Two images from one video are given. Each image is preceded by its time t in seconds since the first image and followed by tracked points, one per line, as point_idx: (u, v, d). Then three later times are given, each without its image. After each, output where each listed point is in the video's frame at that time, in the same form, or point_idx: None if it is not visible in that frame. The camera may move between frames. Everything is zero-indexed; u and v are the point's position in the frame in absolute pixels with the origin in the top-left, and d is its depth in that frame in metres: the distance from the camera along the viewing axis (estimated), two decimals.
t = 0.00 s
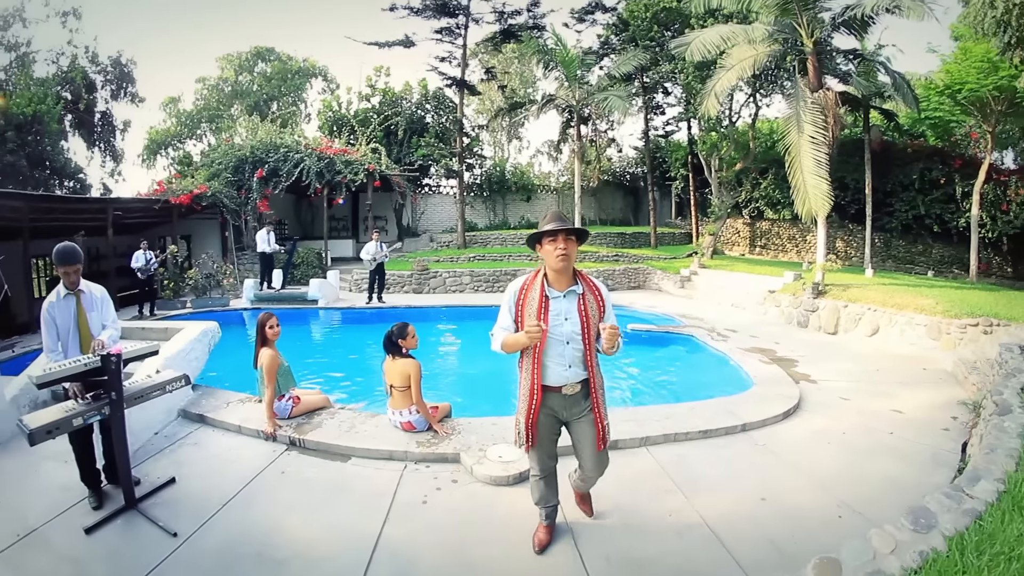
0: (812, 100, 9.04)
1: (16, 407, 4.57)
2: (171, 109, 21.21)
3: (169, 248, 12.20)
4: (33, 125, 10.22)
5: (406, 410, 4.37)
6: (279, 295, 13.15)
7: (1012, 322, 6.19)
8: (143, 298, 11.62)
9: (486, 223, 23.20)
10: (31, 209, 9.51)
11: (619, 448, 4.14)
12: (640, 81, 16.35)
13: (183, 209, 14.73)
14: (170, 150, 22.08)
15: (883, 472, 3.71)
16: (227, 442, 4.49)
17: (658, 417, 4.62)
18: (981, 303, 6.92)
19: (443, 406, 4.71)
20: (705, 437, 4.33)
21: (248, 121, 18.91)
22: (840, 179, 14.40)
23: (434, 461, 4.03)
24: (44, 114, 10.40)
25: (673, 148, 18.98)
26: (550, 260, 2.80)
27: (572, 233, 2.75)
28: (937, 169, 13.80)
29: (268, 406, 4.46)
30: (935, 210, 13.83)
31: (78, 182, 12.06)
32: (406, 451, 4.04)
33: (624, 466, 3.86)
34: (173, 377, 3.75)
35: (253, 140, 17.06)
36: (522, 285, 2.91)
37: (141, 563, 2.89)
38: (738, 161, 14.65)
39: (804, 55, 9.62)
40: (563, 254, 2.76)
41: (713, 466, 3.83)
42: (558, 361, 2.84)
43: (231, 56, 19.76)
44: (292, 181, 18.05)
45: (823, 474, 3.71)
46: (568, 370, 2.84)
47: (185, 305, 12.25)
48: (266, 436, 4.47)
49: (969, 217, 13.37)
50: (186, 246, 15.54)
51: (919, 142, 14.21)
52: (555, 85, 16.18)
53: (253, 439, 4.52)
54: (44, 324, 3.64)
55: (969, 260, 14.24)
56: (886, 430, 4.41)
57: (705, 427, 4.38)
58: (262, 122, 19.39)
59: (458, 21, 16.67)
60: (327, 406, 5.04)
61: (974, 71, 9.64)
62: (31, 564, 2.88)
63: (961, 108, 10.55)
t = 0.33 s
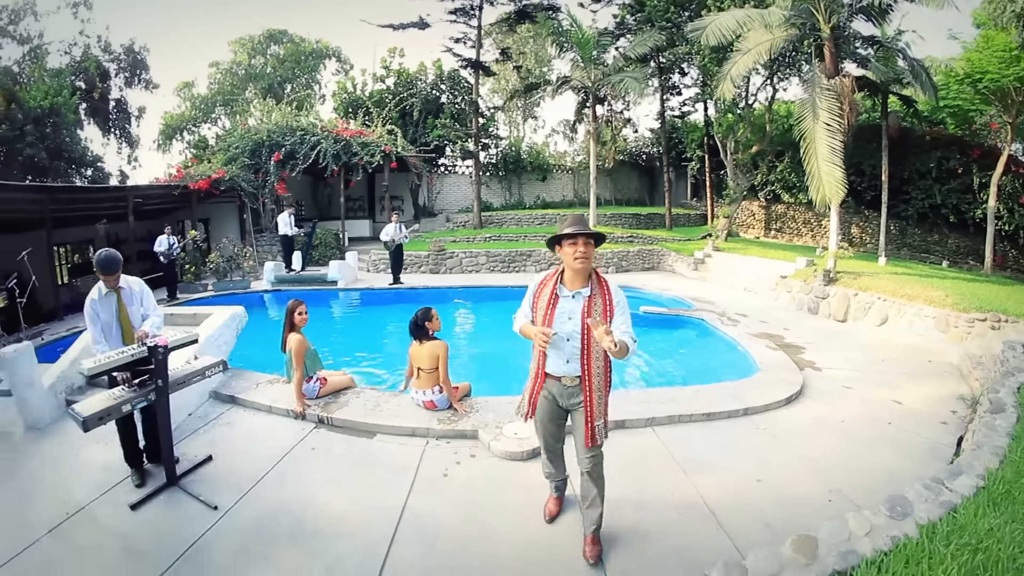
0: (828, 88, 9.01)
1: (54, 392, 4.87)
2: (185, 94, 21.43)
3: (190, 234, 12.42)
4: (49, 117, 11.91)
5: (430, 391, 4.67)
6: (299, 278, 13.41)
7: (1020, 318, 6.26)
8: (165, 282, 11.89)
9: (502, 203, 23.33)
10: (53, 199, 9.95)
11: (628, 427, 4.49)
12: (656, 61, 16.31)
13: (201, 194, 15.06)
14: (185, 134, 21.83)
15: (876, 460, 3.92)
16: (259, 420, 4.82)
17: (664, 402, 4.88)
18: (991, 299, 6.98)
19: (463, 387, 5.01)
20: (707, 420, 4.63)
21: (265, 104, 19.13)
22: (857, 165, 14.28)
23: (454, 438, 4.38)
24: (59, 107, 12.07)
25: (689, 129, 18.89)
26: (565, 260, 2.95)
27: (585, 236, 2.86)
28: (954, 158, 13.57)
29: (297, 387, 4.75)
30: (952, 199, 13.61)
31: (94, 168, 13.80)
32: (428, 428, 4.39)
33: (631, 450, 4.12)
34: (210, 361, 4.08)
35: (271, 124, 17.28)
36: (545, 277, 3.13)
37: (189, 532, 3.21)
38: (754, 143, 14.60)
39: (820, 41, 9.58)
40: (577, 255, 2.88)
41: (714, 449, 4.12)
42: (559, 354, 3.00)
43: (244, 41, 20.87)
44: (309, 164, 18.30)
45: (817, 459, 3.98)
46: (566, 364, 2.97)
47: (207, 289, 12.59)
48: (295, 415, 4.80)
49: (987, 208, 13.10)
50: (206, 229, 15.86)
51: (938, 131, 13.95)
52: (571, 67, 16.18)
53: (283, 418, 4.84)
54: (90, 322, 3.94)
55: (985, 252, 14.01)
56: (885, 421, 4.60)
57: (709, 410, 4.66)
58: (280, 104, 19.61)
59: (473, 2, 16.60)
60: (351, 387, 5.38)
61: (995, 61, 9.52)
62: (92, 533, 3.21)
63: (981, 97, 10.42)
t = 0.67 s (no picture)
0: (845, 77, 9.01)
1: (92, 377, 5.24)
2: (202, 80, 21.74)
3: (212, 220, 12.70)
4: (71, 110, 13.24)
5: (450, 371, 5.00)
6: (321, 262, 13.72)
7: None
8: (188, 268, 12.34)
9: (519, 185, 23.46)
10: (78, 192, 10.15)
11: (636, 409, 4.79)
12: (673, 46, 16.28)
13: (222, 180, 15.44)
14: (204, 120, 22.12)
15: (870, 449, 4.15)
16: (291, 399, 5.17)
17: (671, 387, 5.14)
18: (1003, 296, 7.00)
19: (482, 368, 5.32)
20: (711, 405, 4.89)
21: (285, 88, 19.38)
22: (875, 154, 14.16)
23: (473, 417, 4.70)
24: (80, 99, 13.38)
25: (708, 113, 18.76)
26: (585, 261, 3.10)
27: (601, 240, 2.98)
28: (973, 151, 13.19)
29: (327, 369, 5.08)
30: (971, 191, 12.91)
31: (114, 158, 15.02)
32: (449, 408, 4.72)
33: (640, 433, 4.40)
34: (247, 347, 4.41)
35: (289, 109, 17.51)
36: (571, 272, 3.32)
37: (231, 502, 3.54)
38: (771, 129, 14.53)
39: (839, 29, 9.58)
40: (594, 258, 3.02)
41: (716, 433, 4.38)
42: (568, 347, 3.22)
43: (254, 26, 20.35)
44: (328, 148, 18.56)
45: (814, 445, 4.22)
46: (573, 358, 3.19)
47: (230, 273, 12.97)
48: (324, 395, 5.13)
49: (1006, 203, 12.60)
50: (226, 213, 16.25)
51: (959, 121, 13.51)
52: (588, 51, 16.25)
53: (313, 398, 5.17)
54: (134, 310, 4.24)
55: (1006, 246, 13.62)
56: (885, 413, 4.78)
57: (713, 396, 4.92)
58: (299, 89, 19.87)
59: None
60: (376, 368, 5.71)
61: (1017, 53, 9.38)
62: (145, 503, 3.55)
63: (1003, 89, 10.24)
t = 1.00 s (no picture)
0: (863, 71, 9.01)
1: (131, 364, 5.61)
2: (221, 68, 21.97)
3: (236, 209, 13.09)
4: (95, 104, 13.86)
5: (470, 357, 5.30)
6: (345, 249, 14.07)
7: None
8: (213, 256, 12.77)
9: (539, 172, 23.59)
10: (106, 184, 10.59)
11: (644, 396, 5.06)
12: (693, 34, 16.25)
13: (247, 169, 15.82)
14: (223, 108, 22.54)
15: (867, 440, 4.32)
16: (323, 382, 5.51)
17: (679, 376, 5.38)
18: (1016, 296, 6.99)
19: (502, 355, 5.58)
20: (716, 394, 5.11)
21: (306, 75, 19.65)
22: (897, 146, 13.89)
23: (492, 401, 5.00)
24: (103, 94, 14.01)
25: (728, 101, 18.63)
26: (605, 264, 3.26)
27: (619, 245, 3.14)
28: (994, 147, 12.78)
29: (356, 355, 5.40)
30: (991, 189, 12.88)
31: (138, 151, 15.67)
32: (470, 392, 5.02)
33: (648, 418, 4.67)
34: (285, 336, 4.78)
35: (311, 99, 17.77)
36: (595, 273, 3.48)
37: (270, 477, 3.87)
38: (791, 119, 14.46)
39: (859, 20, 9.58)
40: (613, 262, 3.19)
41: (720, 419, 4.63)
42: (583, 344, 3.41)
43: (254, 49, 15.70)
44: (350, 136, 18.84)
45: (812, 434, 4.45)
46: (590, 354, 3.38)
47: (254, 261, 13.38)
48: (354, 378, 5.47)
49: None
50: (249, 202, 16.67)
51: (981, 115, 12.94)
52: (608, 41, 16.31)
53: (343, 381, 5.51)
54: (179, 302, 4.52)
55: None
56: (885, 406, 4.96)
57: (719, 386, 5.14)
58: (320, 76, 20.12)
59: None
60: (401, 353, 6.02)
61: None
62: (193, 477, 3.91)
63: None
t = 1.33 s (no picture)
0: (881, 73, 8.98)
1: (171, 354, 5.97)
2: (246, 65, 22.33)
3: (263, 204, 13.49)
4: (124, 103, 14.39)
5: (494, 352, 5.52)
6: (370, 244, 14.39)
7: None
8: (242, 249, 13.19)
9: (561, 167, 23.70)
10: (137, 180, 11.03)
11: (655, 392, 5.22)
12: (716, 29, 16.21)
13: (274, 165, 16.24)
14: (249, 104, 23.09)
15: (867, 439, 4.43)
16: (355, 373, 5.80)
17: (690, 373, 5.52)
18: None
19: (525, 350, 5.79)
20: (724, 392, 5.25)
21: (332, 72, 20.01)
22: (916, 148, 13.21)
23: (513, 393, 5.22)
24: (132, 93, 14.53)
25: (750, 97, 18.47)
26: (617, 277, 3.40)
27: (630, 260, 3.28)
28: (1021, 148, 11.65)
29: (387, 349, 5.66)
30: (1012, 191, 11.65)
31: (164, 147, 16.12)
32: (492, 384, 5.25)
33: (658, 412, 4.84)
34: (324, 331, 5.13)
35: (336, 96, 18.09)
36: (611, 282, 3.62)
37: (304, 460, 4.15)
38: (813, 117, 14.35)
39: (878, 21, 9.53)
40: (624, 275, 3.32)
41: (727, 414, 4.78)
42: (596, 349, 3.59)
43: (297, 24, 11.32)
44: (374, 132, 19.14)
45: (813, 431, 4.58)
46: (602, 359, 3.55)
47: (282, 254, 13.78)
48: (384, 370, 5.74)
49: None
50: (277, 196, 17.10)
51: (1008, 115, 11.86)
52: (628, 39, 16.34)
53: (373, 372, 5.78)
54: (224, 302, 4.83)
55: None
56: (889, 407, 5.04)
57: (726, 383, 5.28)
58: (345, 73, 20.48)
59: None
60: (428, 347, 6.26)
61: None
62: (231, 459, 4.22)
63: None
